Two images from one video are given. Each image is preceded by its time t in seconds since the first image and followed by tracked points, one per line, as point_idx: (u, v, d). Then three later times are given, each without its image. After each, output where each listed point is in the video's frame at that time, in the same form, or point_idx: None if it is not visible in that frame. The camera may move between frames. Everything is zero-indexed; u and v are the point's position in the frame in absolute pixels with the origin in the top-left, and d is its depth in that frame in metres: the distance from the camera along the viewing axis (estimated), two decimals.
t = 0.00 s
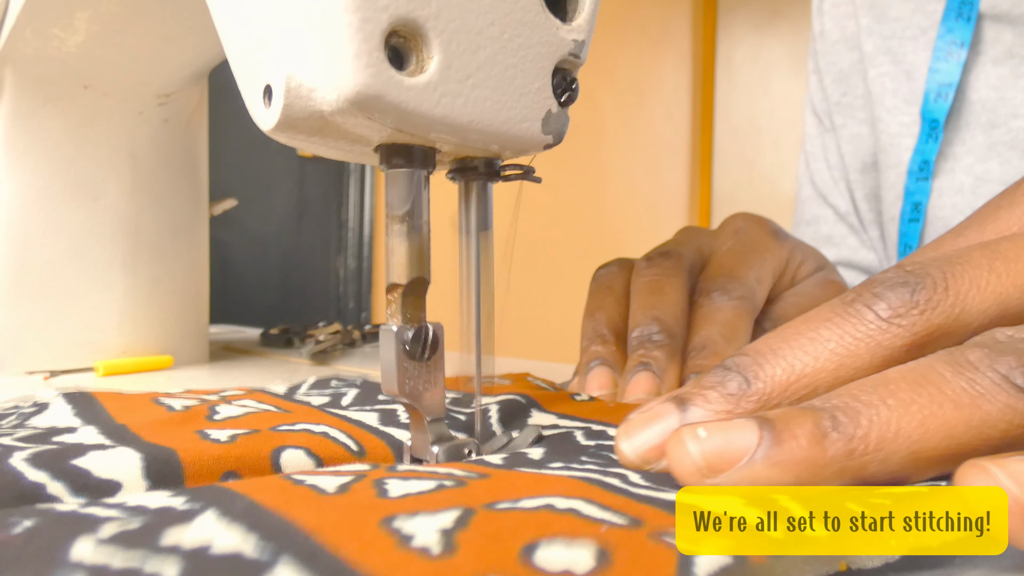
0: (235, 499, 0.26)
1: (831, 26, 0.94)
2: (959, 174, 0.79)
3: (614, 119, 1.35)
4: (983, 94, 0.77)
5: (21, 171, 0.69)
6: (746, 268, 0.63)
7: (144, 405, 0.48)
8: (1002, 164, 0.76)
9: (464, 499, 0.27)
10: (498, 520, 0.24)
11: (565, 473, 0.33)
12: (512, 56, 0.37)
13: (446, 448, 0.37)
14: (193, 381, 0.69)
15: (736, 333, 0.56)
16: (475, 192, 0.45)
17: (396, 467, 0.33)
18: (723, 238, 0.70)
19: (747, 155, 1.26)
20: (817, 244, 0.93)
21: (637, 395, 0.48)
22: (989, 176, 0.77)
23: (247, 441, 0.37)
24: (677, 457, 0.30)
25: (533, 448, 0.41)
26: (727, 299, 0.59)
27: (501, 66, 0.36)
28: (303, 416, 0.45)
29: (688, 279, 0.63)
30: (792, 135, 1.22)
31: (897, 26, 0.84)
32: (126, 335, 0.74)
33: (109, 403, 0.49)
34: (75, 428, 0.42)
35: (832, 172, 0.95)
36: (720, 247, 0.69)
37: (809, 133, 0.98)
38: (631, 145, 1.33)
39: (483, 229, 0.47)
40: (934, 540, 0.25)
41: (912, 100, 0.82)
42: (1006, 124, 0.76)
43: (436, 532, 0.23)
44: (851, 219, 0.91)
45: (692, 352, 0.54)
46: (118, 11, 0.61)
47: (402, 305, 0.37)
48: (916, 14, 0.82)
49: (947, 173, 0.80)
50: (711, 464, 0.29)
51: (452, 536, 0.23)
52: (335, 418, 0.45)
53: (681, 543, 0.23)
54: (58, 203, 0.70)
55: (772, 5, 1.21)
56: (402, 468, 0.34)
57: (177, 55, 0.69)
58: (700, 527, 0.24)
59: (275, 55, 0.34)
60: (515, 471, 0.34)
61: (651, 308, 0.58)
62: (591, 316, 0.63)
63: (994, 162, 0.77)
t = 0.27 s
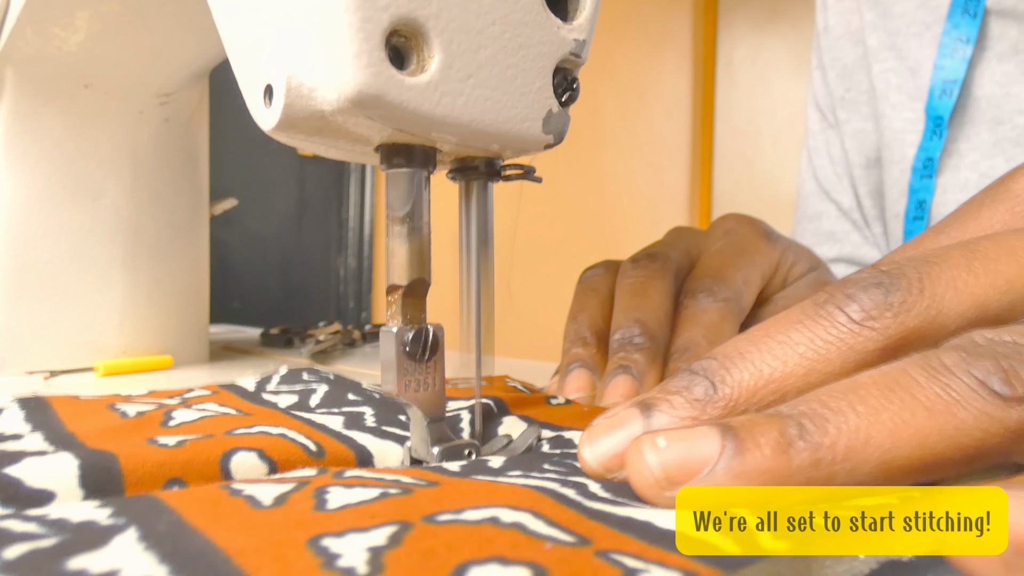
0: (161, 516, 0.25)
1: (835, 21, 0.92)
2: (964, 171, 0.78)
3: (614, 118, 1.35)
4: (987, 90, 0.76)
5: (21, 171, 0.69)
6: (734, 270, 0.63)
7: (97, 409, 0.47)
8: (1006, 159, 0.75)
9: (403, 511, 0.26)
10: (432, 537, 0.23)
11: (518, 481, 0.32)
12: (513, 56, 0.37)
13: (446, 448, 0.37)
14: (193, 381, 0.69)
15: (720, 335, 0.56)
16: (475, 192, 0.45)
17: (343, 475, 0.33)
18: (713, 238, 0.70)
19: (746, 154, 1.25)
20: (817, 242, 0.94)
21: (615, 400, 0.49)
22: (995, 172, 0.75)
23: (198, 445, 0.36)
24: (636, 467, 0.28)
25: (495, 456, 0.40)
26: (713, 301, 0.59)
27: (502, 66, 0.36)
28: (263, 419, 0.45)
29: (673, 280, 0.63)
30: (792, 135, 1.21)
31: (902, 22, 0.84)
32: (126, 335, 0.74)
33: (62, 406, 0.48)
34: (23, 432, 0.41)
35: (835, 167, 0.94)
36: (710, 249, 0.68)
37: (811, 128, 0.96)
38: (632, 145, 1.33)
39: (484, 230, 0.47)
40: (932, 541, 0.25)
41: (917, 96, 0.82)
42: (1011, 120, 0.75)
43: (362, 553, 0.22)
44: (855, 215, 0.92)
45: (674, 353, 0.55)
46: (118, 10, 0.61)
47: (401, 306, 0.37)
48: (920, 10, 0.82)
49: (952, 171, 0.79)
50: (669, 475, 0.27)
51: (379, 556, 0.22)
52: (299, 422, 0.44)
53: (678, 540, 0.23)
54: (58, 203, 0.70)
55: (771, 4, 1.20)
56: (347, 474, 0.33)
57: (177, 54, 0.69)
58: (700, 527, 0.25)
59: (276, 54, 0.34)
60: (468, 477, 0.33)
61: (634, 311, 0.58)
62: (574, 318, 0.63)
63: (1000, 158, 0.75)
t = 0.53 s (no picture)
0: (72, 528, 0.25)
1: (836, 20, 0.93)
2: (966, 170, 0.78)
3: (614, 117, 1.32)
4: (990, 90, 0.76)
5: (20, 171, 0.69)
6: (721, 273, 0.61)
7: (45, 413, 0.45)
8: (1009, 159, 0.75)
9: (326, 511, 0.25)
10: (348, 537, 0.23)
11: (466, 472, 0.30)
12: (512, 56, 0.37)
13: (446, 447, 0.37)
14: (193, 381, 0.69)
15: (705, 340, 0.55)
16: (474, 192, 0.45)
17: (279, 473, 0.32)
18: (703, 240, 0.68)
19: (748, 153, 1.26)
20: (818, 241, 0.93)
21: (591, 403, 0.50)
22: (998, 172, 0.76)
23: (136, 452, 0.35)
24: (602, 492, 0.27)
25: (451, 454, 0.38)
26: (700, 305, 0.58)
27: (501, 66, 0.36)
28: (217, 423, 0.43)
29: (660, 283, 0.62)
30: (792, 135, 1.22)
31: (903, 21, 0.83)
32: (125, 335, 0.74)
33: (14, 409, 0.46)
34: None
35: (836, 165, 0.94)
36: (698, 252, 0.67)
37: (810, 128, 0.97)
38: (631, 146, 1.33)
39: (484, 229, 0.47)
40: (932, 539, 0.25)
41: (919, 95, 0.82)
42: (1015, 120, 0.74)
43: (269, 560, 0.22)
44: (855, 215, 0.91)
45: (657, 357, 0.55)
46: (118, 10, 0.61)
47: (401, 305, 0.37)
48: (921, 9, 0.82)
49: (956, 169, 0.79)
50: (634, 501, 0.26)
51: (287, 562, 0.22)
52: (256, 426, 0.42)
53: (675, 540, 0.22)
54: (59, 203, 0.70)
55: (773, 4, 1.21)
56: (282, 473, 0.32)
57: (176, 55, 0.69)
58: (700, 527, 0.24)
59: (275, 54, 0.34)
60: (414, 469, 0.31)
61: (618, 314, 0.58)
62: (556, 318, 0.62)
63: (1003, 158, 0.75)
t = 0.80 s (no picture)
0: None
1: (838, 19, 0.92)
2: (971, 171, 0.77)
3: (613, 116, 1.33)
4: (996, 90, 0.76)
5: (20, 170, 0.69)
6: (715, 281, 0.61)
7: None
8: (1014, 160, 0.75)
9: (253, 530, 0.25)
10: (272, 558, 0.22)
11: (410, 489, 0.28)
12: (513, 56, 0.37)
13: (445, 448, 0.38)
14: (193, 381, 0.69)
15: (694, 345, 0.55)
16: (475, 192, 0.45)
17: (218, 482, 0.31)
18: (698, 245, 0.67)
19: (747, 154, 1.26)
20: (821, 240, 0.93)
21: (569, 403, 0.50)
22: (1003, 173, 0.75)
23: (82, 457, 0.35)
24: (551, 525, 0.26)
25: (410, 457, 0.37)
26: (691, 311, 0.58)
27: (501, 66, 0.36)
28: (175, 428, 0.43)
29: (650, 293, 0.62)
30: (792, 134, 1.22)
31: (907, 21, 0.83)
32: (125, 335, 0.74)
33: None
34: None
35: (838, 163, 0.94)
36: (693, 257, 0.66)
37: (814, 126, 0.96)
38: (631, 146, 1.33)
39: (484, 230, 0.47)
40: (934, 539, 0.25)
41: (923, 95, 0.82)
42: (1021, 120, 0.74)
43: None
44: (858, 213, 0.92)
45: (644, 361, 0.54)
46: (118, 11, 0.61)
47: (401, 306, 0.37)
48: (926, 9, 0.82)
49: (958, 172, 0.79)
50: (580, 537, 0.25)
51: None
52: (216, 431, 0.42)
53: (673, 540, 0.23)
54: (59, 203, 0.70)
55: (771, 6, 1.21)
56: (222, 483, 0.31)
57: (176, 54, 0.69)
58: (700, 528, 0.24)
59: (275, 54, 0.34)
60: (360, 479, 0.30)
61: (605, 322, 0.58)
62: (545, 326, 0.62)
63: (1007, 159, 0.75)
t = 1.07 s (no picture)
0: None
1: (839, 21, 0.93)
2: (976, 173, 0.76)
3: (613, 114, 1.34)
4: (1007, 95, 0.74)
5: (20, 170, 0.69)
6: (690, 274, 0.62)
7: None
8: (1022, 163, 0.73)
9: (174, 557, 0.23)
10: None
11: (354, 502, 0.27)
12: (513, 56, 0.37)
13: (446, 447, 0.38)
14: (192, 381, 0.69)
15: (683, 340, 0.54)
16: (474, 193, 0.45)
17: (152, 494, 0.30)
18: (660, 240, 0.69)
19: (746, 153, 1.26)
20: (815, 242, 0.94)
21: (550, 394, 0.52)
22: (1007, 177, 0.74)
23: (15, 464, 0.34)
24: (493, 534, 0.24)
25: (364, 464, 0.36)
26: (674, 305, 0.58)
27: (501, 66, 0.36)
28: (125, 434, 0.43)
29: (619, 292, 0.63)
30: (792, 135, 1.22)
31: (912, 23, 0.83)
32: (125, 336, 0.74)
33: None
34: None
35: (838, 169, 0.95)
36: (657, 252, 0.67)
37: (816, 131, 0.98)
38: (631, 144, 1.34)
39: (483, 230, 0.47)
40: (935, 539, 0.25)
41: (928, 98, 0.82)
42: None
43: None
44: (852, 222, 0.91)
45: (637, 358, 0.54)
46: (118, 11, 0.61)
47: (401, 306, 0.37)
48: (930, 10, 0.82)
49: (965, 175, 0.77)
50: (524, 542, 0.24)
51: None
52: (168, 437, 0.42)
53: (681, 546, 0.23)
54: (58, 203, 0.70)
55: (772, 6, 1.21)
56: (153, 497, 0.29)
57: (176, 55, 0.69)
58: (700, 528, 0.25)
59: (275, 55, 0.34)
60: (304, 492, 0.29)
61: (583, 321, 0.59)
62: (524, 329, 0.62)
63: (1015, 162, 0.73)
